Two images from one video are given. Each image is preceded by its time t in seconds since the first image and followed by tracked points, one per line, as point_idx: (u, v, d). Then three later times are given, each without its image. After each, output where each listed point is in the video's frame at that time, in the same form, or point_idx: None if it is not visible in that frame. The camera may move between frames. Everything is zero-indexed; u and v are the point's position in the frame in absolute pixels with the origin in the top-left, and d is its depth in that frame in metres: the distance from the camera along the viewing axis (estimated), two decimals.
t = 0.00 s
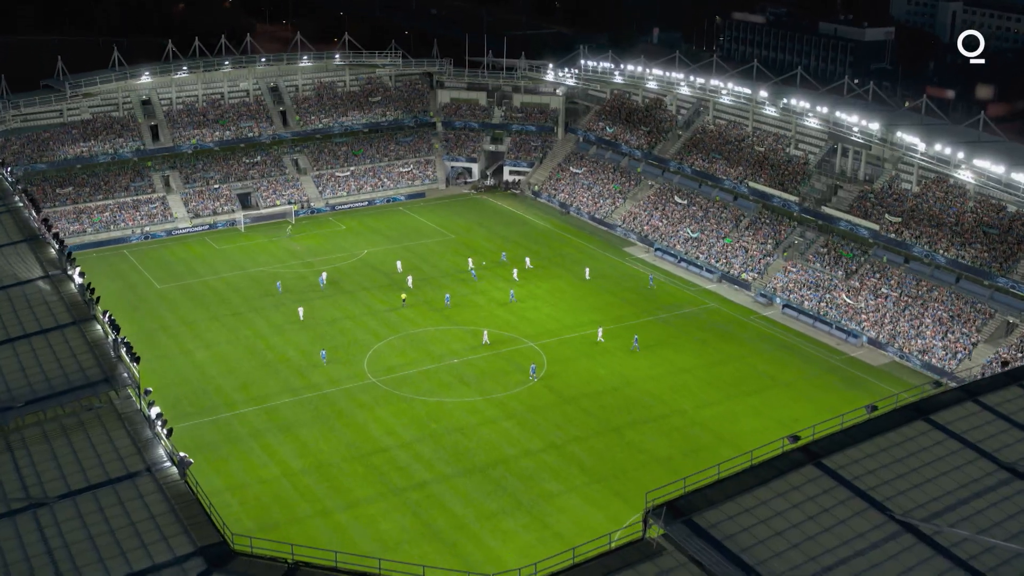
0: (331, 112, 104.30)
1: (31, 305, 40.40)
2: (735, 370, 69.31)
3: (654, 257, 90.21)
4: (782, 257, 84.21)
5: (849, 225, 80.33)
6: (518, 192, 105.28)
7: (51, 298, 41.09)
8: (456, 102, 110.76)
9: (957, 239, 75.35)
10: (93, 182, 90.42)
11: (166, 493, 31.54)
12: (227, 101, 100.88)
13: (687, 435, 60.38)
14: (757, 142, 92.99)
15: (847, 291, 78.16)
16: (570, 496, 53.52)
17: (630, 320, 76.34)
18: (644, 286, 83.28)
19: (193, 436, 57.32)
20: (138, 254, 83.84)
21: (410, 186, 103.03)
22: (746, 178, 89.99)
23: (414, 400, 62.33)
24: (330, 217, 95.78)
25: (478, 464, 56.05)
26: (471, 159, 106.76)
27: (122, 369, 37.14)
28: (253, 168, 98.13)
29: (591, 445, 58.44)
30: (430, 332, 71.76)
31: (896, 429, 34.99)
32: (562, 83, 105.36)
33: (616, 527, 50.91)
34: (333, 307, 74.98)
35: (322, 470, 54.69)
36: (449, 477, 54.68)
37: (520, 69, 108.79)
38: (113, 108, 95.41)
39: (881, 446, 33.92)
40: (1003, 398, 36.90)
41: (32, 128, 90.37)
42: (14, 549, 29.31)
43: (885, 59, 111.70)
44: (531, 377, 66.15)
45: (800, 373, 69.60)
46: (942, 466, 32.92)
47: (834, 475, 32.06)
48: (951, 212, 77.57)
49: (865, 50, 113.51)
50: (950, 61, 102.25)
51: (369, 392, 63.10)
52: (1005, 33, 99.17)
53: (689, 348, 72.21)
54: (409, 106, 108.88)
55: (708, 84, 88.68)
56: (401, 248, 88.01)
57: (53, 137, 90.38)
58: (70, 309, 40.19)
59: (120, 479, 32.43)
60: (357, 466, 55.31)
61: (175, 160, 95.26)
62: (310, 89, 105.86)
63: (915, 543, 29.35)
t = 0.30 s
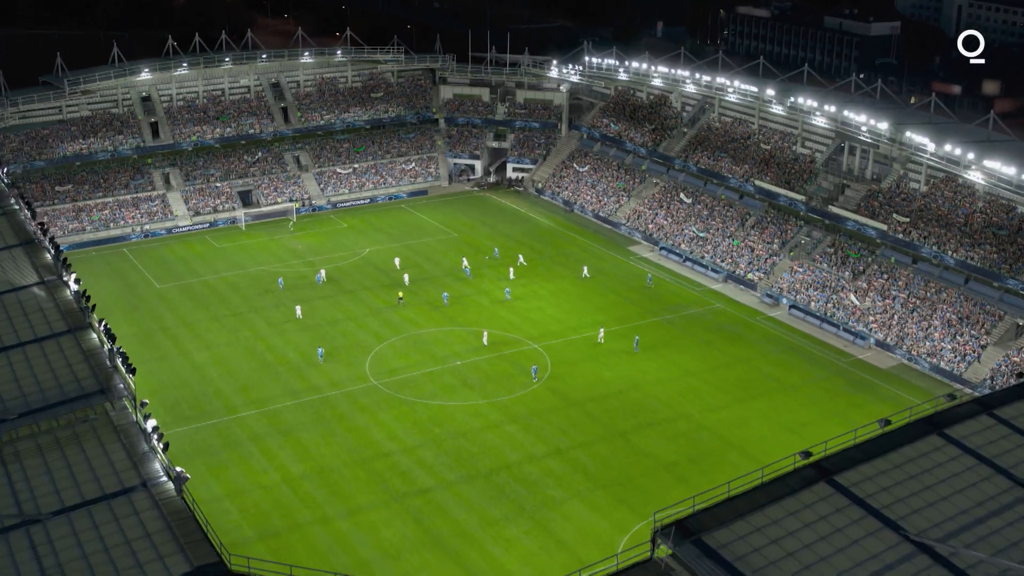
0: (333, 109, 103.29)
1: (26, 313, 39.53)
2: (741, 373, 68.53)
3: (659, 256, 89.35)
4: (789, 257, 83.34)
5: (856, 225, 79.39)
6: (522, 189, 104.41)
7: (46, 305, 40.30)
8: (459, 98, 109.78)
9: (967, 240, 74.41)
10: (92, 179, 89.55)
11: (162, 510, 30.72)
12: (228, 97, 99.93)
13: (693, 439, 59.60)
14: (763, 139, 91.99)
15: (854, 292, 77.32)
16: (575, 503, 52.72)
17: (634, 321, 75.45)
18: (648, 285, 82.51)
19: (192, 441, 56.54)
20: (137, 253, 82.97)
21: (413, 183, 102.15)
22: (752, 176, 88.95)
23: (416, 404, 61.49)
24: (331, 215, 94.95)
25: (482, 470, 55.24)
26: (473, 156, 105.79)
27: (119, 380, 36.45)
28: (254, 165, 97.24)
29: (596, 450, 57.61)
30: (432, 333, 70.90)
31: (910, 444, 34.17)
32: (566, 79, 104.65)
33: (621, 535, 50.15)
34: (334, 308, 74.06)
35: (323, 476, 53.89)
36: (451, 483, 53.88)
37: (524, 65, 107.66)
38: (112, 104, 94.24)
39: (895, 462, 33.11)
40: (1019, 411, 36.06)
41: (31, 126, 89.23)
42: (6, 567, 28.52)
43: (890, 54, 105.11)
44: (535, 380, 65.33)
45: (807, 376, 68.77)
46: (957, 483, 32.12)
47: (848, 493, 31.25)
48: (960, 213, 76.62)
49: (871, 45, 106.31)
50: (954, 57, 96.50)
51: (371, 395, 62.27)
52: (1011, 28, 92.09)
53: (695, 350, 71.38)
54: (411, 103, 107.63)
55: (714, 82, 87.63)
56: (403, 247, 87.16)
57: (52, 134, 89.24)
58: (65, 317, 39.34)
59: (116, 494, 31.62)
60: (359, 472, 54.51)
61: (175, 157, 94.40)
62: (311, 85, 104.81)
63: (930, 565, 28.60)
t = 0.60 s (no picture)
0: (335, 105, 102.33)
1: (21, 321, 38.67)
2: (748, 375, 67.83)
3: (665, 255, 88.47)
4: (795, 257, 82.62)
5: (864, 225, 78.46)
6: (525, 186, 103.52)
7: (42, 313, 39.46)
8: (462, 95, 108.99)
9: (976, 241, 73.61)
10: (91, 177, 88.69)
11: (158, 528, 29.84)
12: (229, 94, 99.00)
13: (699, 444, 58.93)
14: (769, 137, 91.04)
15: (862, 293, 76.53)
16: (580, 510, 51.95)
17: (640, 322, 74.63)
18: (653, 285, 81.78)
19: (192, 445, 55.82)
20: (137, 252, 82.15)
21: (415, 180, 101.34)
22: (758, 175, 88.02)
23: (418, 407, 60.68)
24: (333, 212, 94.09)
25: (485, 476, 54.44)
26: (476, 153, 104.58)
27: (115, 391, 35.61)
28: (255, 162, 96.36)
29: (601, 456, 56.84)
30: (435, 334, 70.07)
31: (924, 460, 33.43)
32: (570, 76, 103.14)
33: (627, 544, 49.40)
34: (336, 309, 73.15)
35: (325, 482, 53.12)
36: (454, 489, 53.12)
37: (527, 61, 106.57)
38: (112, 101, 93.34)
39: (909, 478, 32.37)
40: None
41: (30, 123, 88.29)
42: None
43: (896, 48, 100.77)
44: (539, 383, 64.53)
45: (814, 380, 67.97)
46: (973, 501, 31.37)
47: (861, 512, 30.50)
48: (969, 213, 75.79)
49: (877, 39, 102.49)
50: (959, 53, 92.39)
51: (373, 398, 61.49)
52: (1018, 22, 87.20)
53: (701, 352, 70.58)
54: (414, 99, 106.53)
55: (720, 79, 86.65)
56: (405, 246, 86.29)
57: (51, 131, 88.26)
58: (61, 326, 38.47)
59: (111, 510, 30.71)
60: (360, 477, 53.74)
61: (175, 154, 93.61)
62: (313, 81, 103.86)
63: None
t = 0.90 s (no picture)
0: (338, 100, 101.15)
1: (14, 332, 37.63)
2: (756, 378, 66.84)
3: (672, 254, 87.31)
4: (804, 257, 81.62)
5: (875, 225, 77.20)
6: (531, 182, 102.46)
7: (36, 323, 38.44)
8: (466, 90, 107.77)
9: (990, 243, 72.36)
10: (92, 174, 87.67)
11: (153, 552, 28.74)
12: (231, 89, 97.90)
13: (707, 451, 57.94)
14: (778, 135, 89.92)
15: (873, 295, 75.42)
16: (586, 520, 50.98)
17: (646, 323, 73.50)
18: (659, 285, 80.77)
19: (191, 452, 54.89)
20: (137, 250, 81.11)
21: (419, 177, 100.51)
22: (767, 173, 86.90)
23: (422, 412, 59.70)
24: (336, 209, 93.04)
25: (489, 484, 53.45)
26: (481, 149, 103.44)
27: (109, 406, 34.57)
28: (257, 159, 95.40)
29: (607, 463, 55.88)
30: (439, 336, 69.03)
31: (944, 483, 33.74)
32: (577, 72, 101.22)
33: (634, 555, 48.46)
34: (339, 310, 72.10)
35: (326, 490, 52.16)
36: (458, 497, 52.15)
37: (533, 55, 105.25)
38: (112, 97, 92.33)
39: (928, 502, 32.74)
40: None
41: (29, 119, 87.31)
42: None
43: (903, 42, 98.50)
44: (544, 387, 63.51)
45: (824, 383, 66.94)
46: (994, 526, 31.66)
47: (878, 537, 30.94)
48: (982, 214, 74.62)
49: (884, 34, 100.39)
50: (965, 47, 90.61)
51: (375, 402, 60.50)
52: None
53: (709, 354, 69.53)
54: (417, 94, 105.40)
55: (729, 76, 85.39)
56: (409, 245, 85.26)
57: (51, 127, 87.26)
58: (55, 337, 37.41)
59: (105, 533, 29.61)
60: (362, 485, 52.77)
61: (177, 151, 92.63)
62: (316, 76, 102.73)
63: None
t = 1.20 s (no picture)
0: (341, 96, 100.20)
1: (8, 341, 36.82)
2: (764, 381, 66.03)
3: (678, 253, 86.38)
4: (812, 256, 80.73)
5: (884, 225, 76.21)
6: (535, 179, 101.48)
7: (31, 331, 37.61)
8: (470, 86, 106.58)
9: (1001, 245, 71.23)
10: (93, 171, 86.81)
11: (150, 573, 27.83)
12: (233, 86, 97.03)
13: (715, 458, 57.14)
14: (786, 133, 88.90)
15: (882, 297, 74.49)
16: (592, 528, 50.22)
17: (653, 325, 72.58)
18: (665, 285, 79.89)
19: (192, 457, 54.11)
20: (138, 249, 80.27)
21: (423, 174, 99.62)
22: (775, 171, 85.86)
23: (425, 417, 58.90)
24: (338, 207, 92.13)
25: (494, 491, 52.67)
26: (485, 145, 102.57)
27: (105, 420, 33.70)
28: (259, 155, 94.53)
29: (614, 470, 55.10)
30: (443, 338, 68.18)
31: (961, 502, 33.48)
32: (581, 69, 100.43)
33: (641, 565, 47.75)
34: (342, 311, 71.26)
35: (328, 498, 51.41)
36: (462, 505, 51.38)
37: (538, 51, 104.03)
38: (113, 93, 91.40)
39: (943, 523, 32.51)
40: None
41: (28, 116, 86.36)
42: None
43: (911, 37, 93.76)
44: (550, 390, 62.70)
45: (833, 388, 66.11)
46: (1012, 547, 31.32)
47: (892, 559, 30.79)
48: (993, 215, 73.55)
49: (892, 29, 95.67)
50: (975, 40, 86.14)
51: (379, 407, 59.70)
52: None
53: (716, 357, 68.71)
54: (421, 90, 104.38)
55: (737, 75, 84.32)
56: (412, 244, 84.43)
57: (51, 124, 86.40)
58: (51, 348, 36.56)
59: (100, 552, 28.70)
60: (364, 492, 52.02)
61: (178, 148, 91.80)
62: (319, 72, 101.76)
63: None
